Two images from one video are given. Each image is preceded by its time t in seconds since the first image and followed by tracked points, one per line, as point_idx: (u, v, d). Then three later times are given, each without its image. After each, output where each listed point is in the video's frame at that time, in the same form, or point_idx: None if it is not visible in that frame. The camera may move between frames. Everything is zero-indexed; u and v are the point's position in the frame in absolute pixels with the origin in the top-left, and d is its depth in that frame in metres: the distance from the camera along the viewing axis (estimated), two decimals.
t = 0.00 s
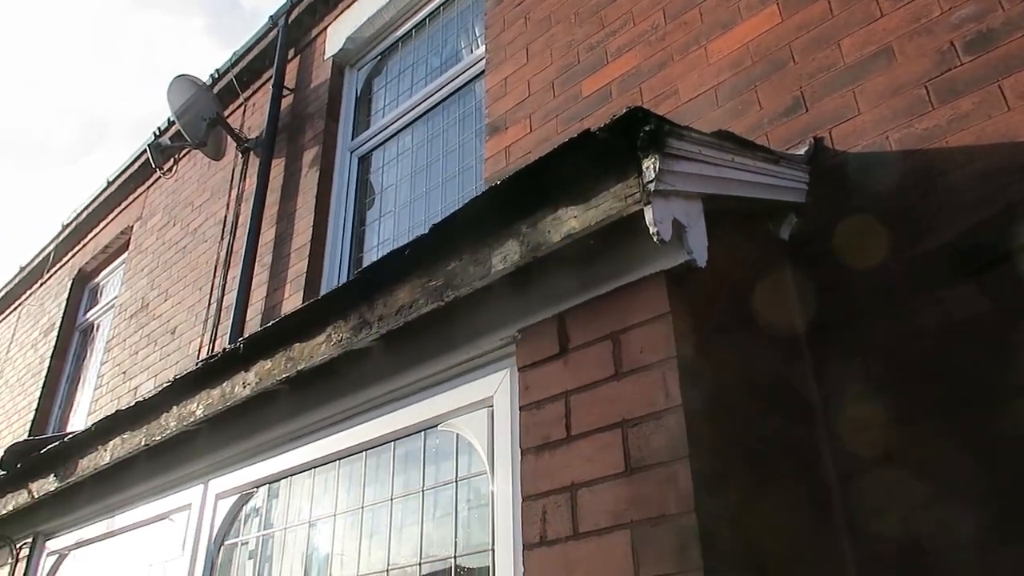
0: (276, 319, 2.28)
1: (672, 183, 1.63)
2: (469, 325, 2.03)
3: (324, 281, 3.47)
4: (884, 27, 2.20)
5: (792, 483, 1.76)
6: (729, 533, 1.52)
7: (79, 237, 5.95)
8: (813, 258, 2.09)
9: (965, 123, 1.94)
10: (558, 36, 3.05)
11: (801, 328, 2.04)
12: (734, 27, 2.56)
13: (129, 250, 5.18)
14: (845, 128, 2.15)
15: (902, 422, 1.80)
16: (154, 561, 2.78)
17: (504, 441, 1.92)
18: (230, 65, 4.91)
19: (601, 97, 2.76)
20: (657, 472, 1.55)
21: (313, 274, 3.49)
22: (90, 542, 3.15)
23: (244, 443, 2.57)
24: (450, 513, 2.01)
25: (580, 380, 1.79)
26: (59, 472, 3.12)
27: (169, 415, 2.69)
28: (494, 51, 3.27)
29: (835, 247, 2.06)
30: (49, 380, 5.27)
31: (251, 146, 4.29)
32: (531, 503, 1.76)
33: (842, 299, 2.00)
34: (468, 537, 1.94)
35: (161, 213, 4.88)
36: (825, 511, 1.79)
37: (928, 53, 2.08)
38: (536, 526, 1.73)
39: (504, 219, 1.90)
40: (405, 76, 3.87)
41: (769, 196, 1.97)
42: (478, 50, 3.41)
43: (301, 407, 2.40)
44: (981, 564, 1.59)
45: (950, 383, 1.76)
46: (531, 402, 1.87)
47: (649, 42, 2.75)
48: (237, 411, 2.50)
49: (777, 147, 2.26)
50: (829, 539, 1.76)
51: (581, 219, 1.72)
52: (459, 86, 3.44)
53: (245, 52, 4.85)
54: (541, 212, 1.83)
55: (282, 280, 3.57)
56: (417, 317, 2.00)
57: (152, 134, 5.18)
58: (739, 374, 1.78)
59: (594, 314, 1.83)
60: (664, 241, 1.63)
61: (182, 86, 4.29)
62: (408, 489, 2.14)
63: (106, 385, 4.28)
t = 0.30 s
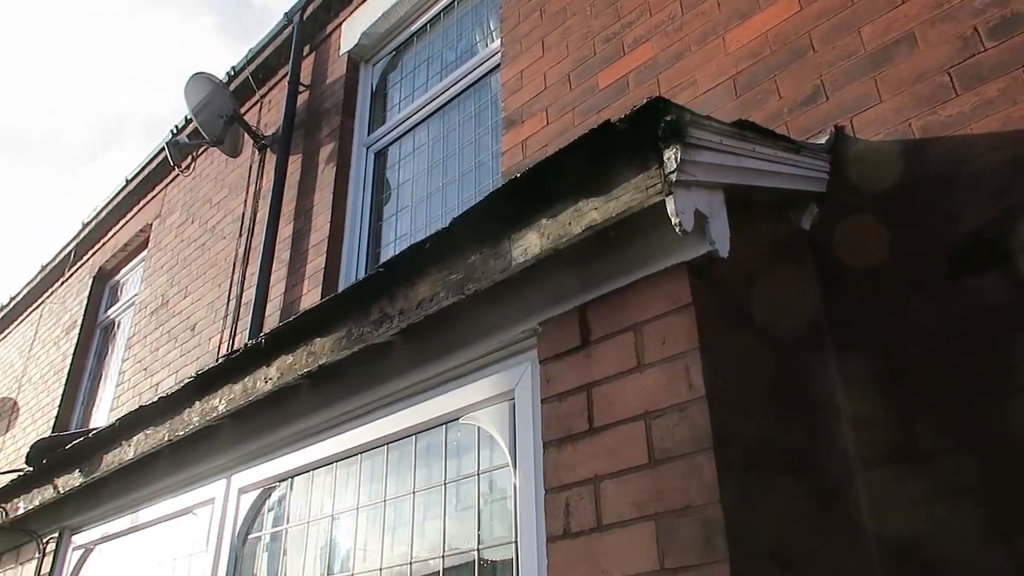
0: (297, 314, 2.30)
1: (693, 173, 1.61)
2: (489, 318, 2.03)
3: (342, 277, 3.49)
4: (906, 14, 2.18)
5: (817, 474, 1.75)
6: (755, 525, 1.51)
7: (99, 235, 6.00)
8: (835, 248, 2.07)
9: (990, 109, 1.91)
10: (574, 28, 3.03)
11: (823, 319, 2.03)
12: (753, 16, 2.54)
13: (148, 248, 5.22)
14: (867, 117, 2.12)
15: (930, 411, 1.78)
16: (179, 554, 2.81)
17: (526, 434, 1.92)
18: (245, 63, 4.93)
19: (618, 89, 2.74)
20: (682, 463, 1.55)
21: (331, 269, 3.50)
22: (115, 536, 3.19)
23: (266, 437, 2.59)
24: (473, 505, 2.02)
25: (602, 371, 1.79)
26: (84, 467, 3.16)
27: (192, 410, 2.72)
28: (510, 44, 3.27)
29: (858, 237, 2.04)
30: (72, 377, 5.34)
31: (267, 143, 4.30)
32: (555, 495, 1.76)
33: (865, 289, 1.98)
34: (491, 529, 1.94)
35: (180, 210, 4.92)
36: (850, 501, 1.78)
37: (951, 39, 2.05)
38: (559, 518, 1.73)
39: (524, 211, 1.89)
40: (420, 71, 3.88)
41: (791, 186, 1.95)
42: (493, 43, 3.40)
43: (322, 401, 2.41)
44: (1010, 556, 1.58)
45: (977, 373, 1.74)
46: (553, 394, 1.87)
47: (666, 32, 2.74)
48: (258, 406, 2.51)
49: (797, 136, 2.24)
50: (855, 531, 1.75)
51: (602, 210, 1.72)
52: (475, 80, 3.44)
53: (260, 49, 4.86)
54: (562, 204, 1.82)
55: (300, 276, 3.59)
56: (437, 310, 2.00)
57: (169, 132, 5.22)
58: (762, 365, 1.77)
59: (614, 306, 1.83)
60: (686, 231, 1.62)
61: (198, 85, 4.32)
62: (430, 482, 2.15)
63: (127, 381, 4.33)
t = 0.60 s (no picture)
0: (316, 312, 2.31)
1: (712, 166, 1.60)
2: (507, 314, 2.03)
3: (358, 276, 3.50)
4: (924, 3, 2.15)
5: (839, 468, 1.74)
6: (777, 518, 1.51)
7: (118, 237, 6.06)
8: (855, 241, 2.06)
9: (1011, 98, 1.89)
10: (588, 24, 3.03)
11: (842, 312, 2.01)
12: (768, 8, 2.52)
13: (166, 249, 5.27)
14: (885, 108, 2.10)
15: (952, 404, 1.76)
16: (201, 552, 2.84)
17: (546, 430, 1.92)
18: (260, 64, 4.96)
19: (633, 84, 2.73)
20: (703, 457, 1.54)
21: (347, 268, 3.51)
22: (138, 534, 3.23)
23: (286, 435, 2.61)
24: (493, 502, 2.02)
25: (621, 366, 1.79)
26: (107, 467, 3.19)
27: (212, 410, 2.74)
28: (523, 41, 3.27)
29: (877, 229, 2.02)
30: (92, 378, 5.40)
31: (282, 144, 4.32)
32: (575, 490, 1.76)
33: (885, 282, 1.96)
34: (512, 525, 1.94)
35: (197, 211, 4.95)
36: (872, 495, 1.76)
37: (971, 28, 2.03)
38: (580, 514, 1.73)
39: (542, 207, 1.90)
40: (433, 70, 3.88)
41: (809, 178, 1.93)
42: (507, 40, 3.40)
43: (341, 399, 2.42)
44: None
45: (1000, 364, 1.72)
46: (572, 390, 1.87)
47: (680, 26, 2.72)
48: (277, 405, 2.53)
49: (814, 128, 2.22)
50: (878, 525, 1.74)
51: (620, 205, 1.71)
52: (488, 77, 3.44)
53: (274, 50, 4.89)
54: (579, 199, 1.82)
55: (317, 275, 3.60)
56: (455, 307, 2.01)
57: (186, 134, 5.26)
58: (782, 359, 1.76)
59: (633, 301, 1.83)
60: (705, 225, 1.61)
61: (213, 87, 4.35)
62: (450, 478, 2.15)
63: (147, 381, 4.37)
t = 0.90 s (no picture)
0: (327, 307, 2.32)
1: (723, 158, 1.60)
2: (518, 308, 2.03)
3: (368, 271, 3.51)
4: None
5: (852, 460, 1.73)
6: (789, 511, 1.50)
7: (128, 234, 6.09)
8: (867, 232, 2.04)
9: None
10: (596, 16, 3.02)
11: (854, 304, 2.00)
12: None
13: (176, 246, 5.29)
14: (897, 98, 2.09)
15: (966, 396, 1.75)
16: (214, 546, 2.85)
17: (558, 423, 1.92)
18: (268, 60, 4.96)
19: (642, 76, 2.72)
20: (715, 450, 1.54)
21: (357, 263, 3.52)
22: (152, 529, 3.25)
23: (298, 430, 2.62)
24: (504, 495, 2.02)
25: (632, 359, 1.79)
26: (121, 462, 3.22)
27: (224, 405, 2.76)
28: (531, 34, 3.26)
29: (891, 219, 2.00)
30: (105, 374, 5.43)
31: (292, 140, 4.33)
32: (587, 484, 1.76)
33: (898, 273, 1.95)
34: (524, 519, 1.94)
35: (207, 208, 4.97)
36: (885, 487, 1.76)
37: (984, 17, 2.01)
38: (592, 507, 1.73)
39: (551, 200, 1.90)
40: (441, 64, 3.88)
41: (822, 169, 1.92)
42: (515, 34, 3.39)
43: (352, 394, 2.43)
44: None
45: (1015, 356, 1.71)
46: (583, 383, 1.87)
47: (690, 18, 2.71)
48: (289, 400, 2.54)
49: (826, 119, 2.20)
50: (891, 517, 1.73)
51: (632, 197, 1.71)
52: (497, 71, 3.43)
53: (283, 46, 4.90)
54: (590, 192, 1.83)
55: (326, 271, 3.61)
56: (466, 301, 2.02)
57: (195, 131, 5.27)
58: (794, 351, 1.75)
59: (644, 294, 1.82)
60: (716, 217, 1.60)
61: (223, 83, 4.36)
62: (461, 472, 2.15)
63: (158, 378, 4.39)
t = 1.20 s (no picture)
0: (335, 301, 2.33)
1: (733, 148, 1.59)
2: (526, 301, 2.03)
3: (375, 265, 3.51)
4: None
5: (864, 452, 1.72)
6: (801, 503, 1.50)
7: (135, 230, 6.10)
8: (877, 223, 2.03)
9: None
10: (603, 8, 3.00)
11: (865, 295, 1.99)
12: None
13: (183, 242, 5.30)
14: (907, 88, 2.07)
15: (977, 387, 1.74)
16: (223, 541, 2.86)
17: (567, 416, 1.91)
18: (273, 55, 4.96)
19: (649, 68, 2.71)
20: (726, 441, 1.53)
21: (364, 258, 3.52)
22: (161, 523, 3.26)
23: (306, 424, 2.63)
24: (513, 488, 2.01)
25: (641, 351, 1.78)
26: (131, 457, 3.24)
27: (233, 399, 2.77)
28: (537, 26, 3.24)
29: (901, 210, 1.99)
30: (113, 370, 5.45)
31: (297, 134, 4.33)
32: (596, 476, 1.76)
33: (909, 264, 1.94)
34: (533, 511, 1.94)
35: (213, 203, 4.98)
36: (896, 479, 1.75)
37: (996, 5, 1.99)
38: (602, 499, 1.73)
39: (559, 192, 1.90)
40: (447, 58, 3.87)
41: (831, 160, 1.90)
42: (521, 27, 3.38)
43: (360, 387, 2.44)
44: None
45: None
46: (592, 376, 1.87)
47: (697, 8, 2.69)
48: (298, 394, 2.55)
49: (835, 109, 2.19)
50: (904, 510, 1.72)
51: (640, 188, 1.71)
52: (503, 64, 3.42)
53: (288, 41, 4.89)
54: (598, 184, 1.82)
55: (333, 265, 3.61)
56: (473, 293, 2.02)
57: (201, 126, 5.27)
58: (805, 343, 1.74)
59: (653, 286, 1.81)
60: (726, 208, 1.60)
61: (229, 78, 4.36)
62: (469, 466, 2.15)
63: (166, 373, 4.40)
